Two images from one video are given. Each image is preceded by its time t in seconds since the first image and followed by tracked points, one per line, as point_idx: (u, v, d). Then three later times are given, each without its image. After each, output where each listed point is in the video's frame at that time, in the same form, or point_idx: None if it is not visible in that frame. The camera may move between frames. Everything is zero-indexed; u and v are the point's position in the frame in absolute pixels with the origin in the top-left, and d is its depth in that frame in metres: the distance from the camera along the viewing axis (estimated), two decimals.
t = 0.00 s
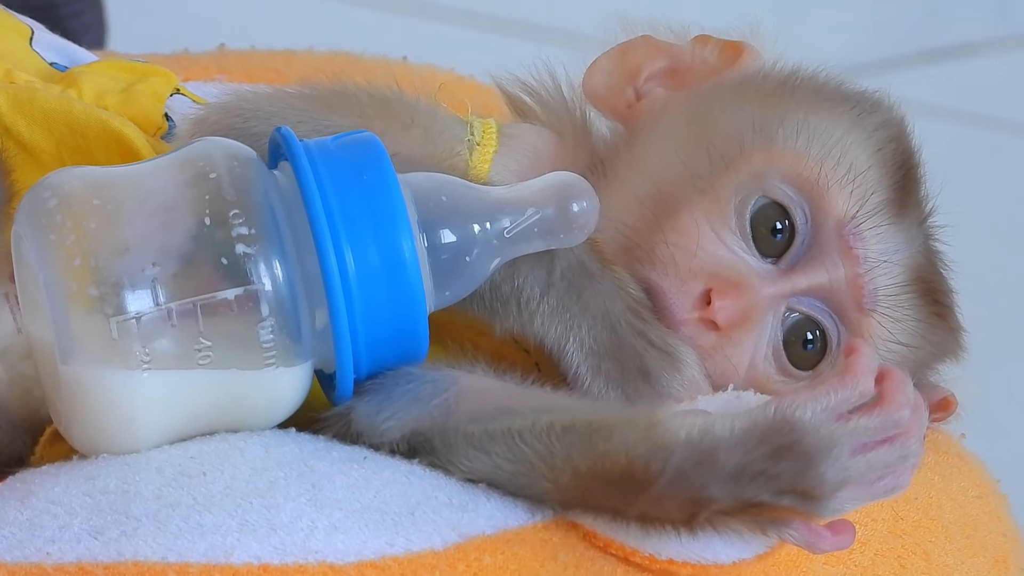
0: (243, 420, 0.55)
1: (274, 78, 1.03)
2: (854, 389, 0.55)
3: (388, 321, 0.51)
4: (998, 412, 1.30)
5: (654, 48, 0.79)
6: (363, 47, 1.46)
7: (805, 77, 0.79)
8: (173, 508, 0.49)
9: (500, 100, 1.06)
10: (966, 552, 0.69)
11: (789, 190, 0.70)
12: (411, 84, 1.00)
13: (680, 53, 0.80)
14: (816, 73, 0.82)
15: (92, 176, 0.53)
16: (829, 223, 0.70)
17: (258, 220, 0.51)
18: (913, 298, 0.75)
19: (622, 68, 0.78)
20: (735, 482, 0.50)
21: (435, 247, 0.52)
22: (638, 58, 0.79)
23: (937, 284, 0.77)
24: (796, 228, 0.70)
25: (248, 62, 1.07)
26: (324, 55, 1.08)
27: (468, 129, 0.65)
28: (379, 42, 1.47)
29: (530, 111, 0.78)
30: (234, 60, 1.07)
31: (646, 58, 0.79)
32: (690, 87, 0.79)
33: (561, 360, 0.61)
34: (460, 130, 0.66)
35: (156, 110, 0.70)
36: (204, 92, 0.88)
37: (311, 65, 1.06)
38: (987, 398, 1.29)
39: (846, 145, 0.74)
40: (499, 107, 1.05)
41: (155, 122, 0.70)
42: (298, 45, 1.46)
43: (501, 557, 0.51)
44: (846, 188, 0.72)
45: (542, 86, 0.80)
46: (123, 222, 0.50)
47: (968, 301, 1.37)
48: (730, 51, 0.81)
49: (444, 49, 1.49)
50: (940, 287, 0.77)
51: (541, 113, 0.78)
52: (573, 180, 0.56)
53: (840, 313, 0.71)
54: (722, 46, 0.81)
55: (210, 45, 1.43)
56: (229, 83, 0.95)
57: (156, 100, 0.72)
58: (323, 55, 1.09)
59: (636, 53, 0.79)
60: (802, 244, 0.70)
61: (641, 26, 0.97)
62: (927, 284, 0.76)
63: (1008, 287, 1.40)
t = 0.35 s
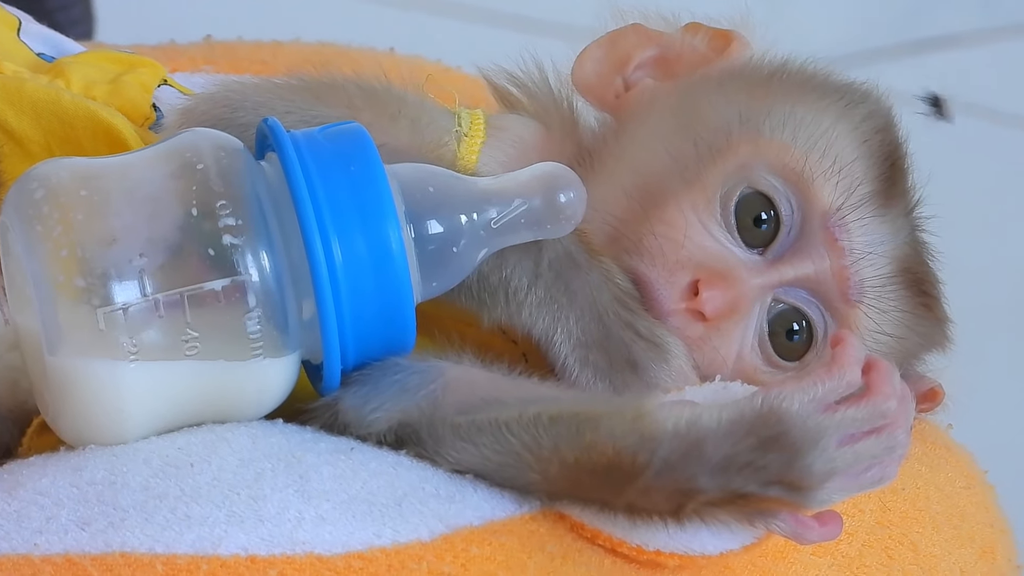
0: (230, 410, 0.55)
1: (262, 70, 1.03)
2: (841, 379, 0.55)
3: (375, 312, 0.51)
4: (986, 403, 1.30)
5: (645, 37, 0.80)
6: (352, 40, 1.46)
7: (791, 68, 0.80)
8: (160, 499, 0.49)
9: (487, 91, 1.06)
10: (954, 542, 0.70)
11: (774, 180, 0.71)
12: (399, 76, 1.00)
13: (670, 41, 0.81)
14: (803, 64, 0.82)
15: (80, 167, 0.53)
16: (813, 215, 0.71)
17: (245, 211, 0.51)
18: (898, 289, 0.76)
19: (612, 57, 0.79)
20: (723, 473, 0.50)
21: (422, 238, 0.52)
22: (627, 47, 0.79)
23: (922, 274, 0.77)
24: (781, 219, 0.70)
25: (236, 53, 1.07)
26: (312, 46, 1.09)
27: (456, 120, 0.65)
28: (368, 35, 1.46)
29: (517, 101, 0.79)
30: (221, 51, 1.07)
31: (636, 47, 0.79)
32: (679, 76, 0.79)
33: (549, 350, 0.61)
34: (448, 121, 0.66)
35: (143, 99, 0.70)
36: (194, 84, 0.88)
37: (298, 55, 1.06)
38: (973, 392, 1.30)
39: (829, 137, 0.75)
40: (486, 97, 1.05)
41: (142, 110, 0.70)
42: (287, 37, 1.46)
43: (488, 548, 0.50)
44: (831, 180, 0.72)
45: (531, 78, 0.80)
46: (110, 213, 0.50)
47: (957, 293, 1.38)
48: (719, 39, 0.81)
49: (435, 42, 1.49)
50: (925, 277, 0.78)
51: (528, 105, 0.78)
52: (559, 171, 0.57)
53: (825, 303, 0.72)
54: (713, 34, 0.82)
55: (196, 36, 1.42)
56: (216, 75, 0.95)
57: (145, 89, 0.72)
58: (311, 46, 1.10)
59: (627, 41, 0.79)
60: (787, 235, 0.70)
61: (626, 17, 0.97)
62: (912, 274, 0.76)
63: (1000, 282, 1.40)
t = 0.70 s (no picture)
0: (220, 404, 0.54)
1: (251, 64, 1.03)
2: (830, 372, 0.55)
3: (365, 306, 0.51)
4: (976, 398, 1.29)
5: (633, 32, 0.80)
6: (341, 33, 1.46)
7: (782, 63, 0.80)
8: (150, 493, 0.49)
9: (477, 85, 1.06)
10: (944, 536, 0.70)
11: (764, 175, 0.72)
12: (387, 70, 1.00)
13: (659, 36, 0.81)
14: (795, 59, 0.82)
15: (69, 159, 0.52)
16: (800, 211, 0.72)
17: (234, 205, 0.51)
18: (883, 285, 0.76)
19: (600, 52, 0.79)
20: (712, 468, 0.50)
21: (412, 232, 0.52)
22: (616, 41, 0.79)
23: (908, 272, 0.78)
24: (774, 212, 0.71)
25: (225, 46, 1.07)
26: (301, 40, 1.08)
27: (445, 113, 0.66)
28: (356, 28, 1.46)
29: (507, 95, 0.79)
30: (211, 44, 1.07)
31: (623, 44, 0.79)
32: (668, 71, 0.79)
33: (538, 345, 0.61)
34: (438, 115, 0.66)
35: (133, 93, 0.70)
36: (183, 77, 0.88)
37: (287, 50, 1.06)
38: (969, 385, 1.30)
39: (820, 132, 0.75)
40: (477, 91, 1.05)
41: (132, 104, 0.70)
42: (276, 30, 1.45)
43: (477, 542, 0.51)
44: (818, 174, 0.73)
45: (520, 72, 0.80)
46: (99, 206, 0.50)
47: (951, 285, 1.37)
48: (707, 33, 0.82)
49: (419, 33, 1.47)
50: (912, 275, 0.78)
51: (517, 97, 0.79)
52: (549, 165, 0.57)
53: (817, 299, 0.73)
54: (700, 28, 0.82)
55: (186, 29, 1.42)
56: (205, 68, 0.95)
57: (134, 83, 0.72)
58: (301, 39, 1.10)
59: (614, 36, 0.79)
60: (777, 230, 0.71)
61: (615, 11, 0.97)
62: (898, 272, 0.77)
63: (998, 272, 1.38)
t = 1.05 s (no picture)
0: (209, 399, 0.54)
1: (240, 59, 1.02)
2: (820, 369, 0.55)
3: (355, 302, 0.50)
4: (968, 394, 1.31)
5: (623, 26, 0.80)
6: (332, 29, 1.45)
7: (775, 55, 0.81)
8: (140, 489, 0.48)
9: (467, 81, 1.06)
10: (934, 532, 0.70)
11: (757, 166, 0.72)
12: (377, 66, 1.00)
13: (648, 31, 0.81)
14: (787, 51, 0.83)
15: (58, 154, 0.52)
16: (799, 199, 0.72)
17: (224, 201, 0.51)
18: (879, 274, 0.77)
19: (590, 46, 0.80)
20: (702, 464, 0.50)
21: (402, 228, 0.52)
22: (604, 36, 0.80)
23: (903, 261, 0.78)
24: (768, 200, 0.72)
25: (214, 41, 1.07)
26: (290, 36, 1.08)
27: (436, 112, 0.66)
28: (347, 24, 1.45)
29: (498, 91, 0.80)
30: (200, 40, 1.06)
31: (613, 36, 0.80)
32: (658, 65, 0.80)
33: (529, 340, 0.62)
34: (428, 112, 0.66)
35: (124, 89, 0.70)
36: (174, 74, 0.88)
37: (276, 46, 1.06)
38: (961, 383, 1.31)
39: (816, 122, 0.76)
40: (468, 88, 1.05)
41: (122, 100, 0.70)
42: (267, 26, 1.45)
43: (467, 538, 0.51)
44: (816, 163, 0.74)
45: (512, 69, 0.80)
46: (89, 202, 0.50)
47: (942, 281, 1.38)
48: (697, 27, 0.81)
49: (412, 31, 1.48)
50: (907, 264, 0.79)
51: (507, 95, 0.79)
52: (539, 160, 0.57)
53: (815, 300, 0.73)
54: (691, 23, 0.81)
55: (176, 25, 1.42)
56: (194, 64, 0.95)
57: (125, 78, 0.72)
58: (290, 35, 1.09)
59: (603, 30, 0.80)
60: (773, 221, 0.72)
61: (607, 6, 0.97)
62: (894, 260, 0.77)
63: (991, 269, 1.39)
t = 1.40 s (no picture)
0: (192, 408, 0.54)
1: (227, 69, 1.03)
2: (795, 380, 0.56)
3: (337, 310, 0.50)
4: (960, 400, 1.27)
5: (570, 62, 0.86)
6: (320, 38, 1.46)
7: (760, 40, 0.93)
8: (125, 498, 0.48)
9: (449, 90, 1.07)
10: (918, 538, 0.70)
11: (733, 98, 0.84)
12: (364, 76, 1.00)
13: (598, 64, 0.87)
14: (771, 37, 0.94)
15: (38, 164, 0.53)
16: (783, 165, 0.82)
17: (205, 211, 0.51)
18: (865, 221, 0.89)
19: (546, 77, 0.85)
20: (677, 473, 0.50)
21: (388, 233, 0.52)
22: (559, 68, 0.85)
23: (881, 209, 0.91)
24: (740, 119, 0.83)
25: (202, 50, 1.07)
26: (278, 45, 1.09)
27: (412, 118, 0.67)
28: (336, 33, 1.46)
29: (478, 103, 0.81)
30: (188, 49, 1.07)
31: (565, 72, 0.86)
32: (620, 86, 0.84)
33: (566, 304, 0.66)
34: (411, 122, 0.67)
35: (111, 103, 0.70)
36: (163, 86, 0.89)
37: (263, 55, 1.07)
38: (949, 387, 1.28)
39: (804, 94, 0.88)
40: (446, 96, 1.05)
41: (110, 114, 0.70)
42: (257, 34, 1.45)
43: (452, 545, 0.51)
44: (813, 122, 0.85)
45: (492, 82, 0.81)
46: (70, 211, 0.50)
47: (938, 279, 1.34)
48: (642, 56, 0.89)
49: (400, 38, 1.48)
50: (885, 210, 0.91)
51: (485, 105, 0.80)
52: (523, 164, 0.58)
53: (803, 211, 0.83)
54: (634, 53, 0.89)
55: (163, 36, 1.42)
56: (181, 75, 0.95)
57: (113, 92, 0.72)
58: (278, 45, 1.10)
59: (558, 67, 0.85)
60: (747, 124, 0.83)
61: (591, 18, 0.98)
62: (872, 211, 0.90)
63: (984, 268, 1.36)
